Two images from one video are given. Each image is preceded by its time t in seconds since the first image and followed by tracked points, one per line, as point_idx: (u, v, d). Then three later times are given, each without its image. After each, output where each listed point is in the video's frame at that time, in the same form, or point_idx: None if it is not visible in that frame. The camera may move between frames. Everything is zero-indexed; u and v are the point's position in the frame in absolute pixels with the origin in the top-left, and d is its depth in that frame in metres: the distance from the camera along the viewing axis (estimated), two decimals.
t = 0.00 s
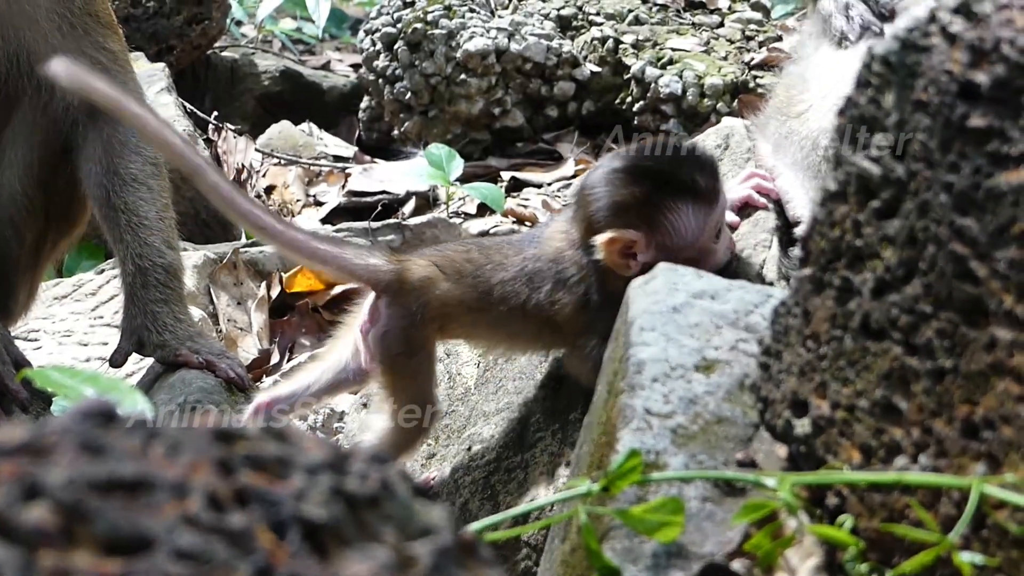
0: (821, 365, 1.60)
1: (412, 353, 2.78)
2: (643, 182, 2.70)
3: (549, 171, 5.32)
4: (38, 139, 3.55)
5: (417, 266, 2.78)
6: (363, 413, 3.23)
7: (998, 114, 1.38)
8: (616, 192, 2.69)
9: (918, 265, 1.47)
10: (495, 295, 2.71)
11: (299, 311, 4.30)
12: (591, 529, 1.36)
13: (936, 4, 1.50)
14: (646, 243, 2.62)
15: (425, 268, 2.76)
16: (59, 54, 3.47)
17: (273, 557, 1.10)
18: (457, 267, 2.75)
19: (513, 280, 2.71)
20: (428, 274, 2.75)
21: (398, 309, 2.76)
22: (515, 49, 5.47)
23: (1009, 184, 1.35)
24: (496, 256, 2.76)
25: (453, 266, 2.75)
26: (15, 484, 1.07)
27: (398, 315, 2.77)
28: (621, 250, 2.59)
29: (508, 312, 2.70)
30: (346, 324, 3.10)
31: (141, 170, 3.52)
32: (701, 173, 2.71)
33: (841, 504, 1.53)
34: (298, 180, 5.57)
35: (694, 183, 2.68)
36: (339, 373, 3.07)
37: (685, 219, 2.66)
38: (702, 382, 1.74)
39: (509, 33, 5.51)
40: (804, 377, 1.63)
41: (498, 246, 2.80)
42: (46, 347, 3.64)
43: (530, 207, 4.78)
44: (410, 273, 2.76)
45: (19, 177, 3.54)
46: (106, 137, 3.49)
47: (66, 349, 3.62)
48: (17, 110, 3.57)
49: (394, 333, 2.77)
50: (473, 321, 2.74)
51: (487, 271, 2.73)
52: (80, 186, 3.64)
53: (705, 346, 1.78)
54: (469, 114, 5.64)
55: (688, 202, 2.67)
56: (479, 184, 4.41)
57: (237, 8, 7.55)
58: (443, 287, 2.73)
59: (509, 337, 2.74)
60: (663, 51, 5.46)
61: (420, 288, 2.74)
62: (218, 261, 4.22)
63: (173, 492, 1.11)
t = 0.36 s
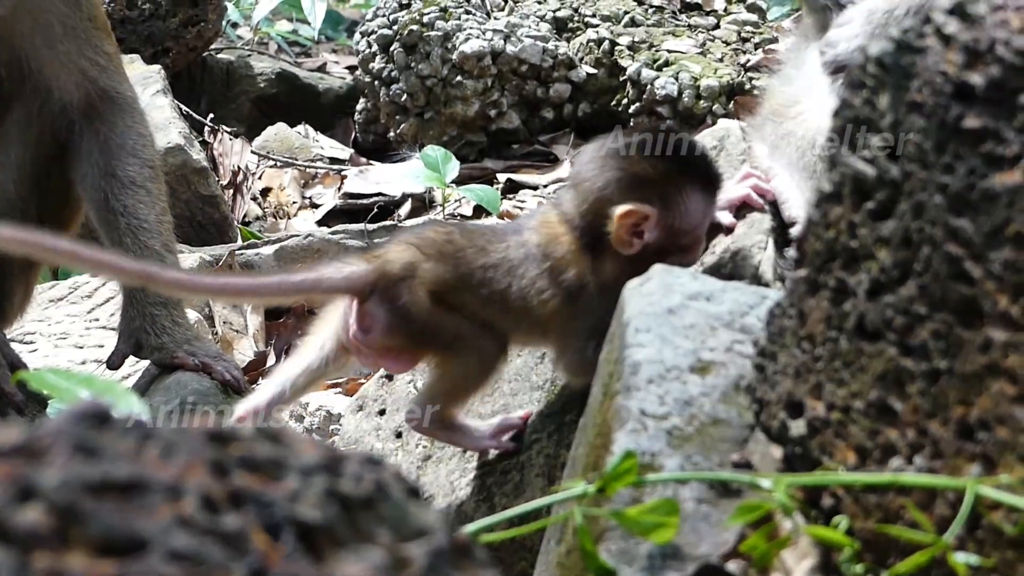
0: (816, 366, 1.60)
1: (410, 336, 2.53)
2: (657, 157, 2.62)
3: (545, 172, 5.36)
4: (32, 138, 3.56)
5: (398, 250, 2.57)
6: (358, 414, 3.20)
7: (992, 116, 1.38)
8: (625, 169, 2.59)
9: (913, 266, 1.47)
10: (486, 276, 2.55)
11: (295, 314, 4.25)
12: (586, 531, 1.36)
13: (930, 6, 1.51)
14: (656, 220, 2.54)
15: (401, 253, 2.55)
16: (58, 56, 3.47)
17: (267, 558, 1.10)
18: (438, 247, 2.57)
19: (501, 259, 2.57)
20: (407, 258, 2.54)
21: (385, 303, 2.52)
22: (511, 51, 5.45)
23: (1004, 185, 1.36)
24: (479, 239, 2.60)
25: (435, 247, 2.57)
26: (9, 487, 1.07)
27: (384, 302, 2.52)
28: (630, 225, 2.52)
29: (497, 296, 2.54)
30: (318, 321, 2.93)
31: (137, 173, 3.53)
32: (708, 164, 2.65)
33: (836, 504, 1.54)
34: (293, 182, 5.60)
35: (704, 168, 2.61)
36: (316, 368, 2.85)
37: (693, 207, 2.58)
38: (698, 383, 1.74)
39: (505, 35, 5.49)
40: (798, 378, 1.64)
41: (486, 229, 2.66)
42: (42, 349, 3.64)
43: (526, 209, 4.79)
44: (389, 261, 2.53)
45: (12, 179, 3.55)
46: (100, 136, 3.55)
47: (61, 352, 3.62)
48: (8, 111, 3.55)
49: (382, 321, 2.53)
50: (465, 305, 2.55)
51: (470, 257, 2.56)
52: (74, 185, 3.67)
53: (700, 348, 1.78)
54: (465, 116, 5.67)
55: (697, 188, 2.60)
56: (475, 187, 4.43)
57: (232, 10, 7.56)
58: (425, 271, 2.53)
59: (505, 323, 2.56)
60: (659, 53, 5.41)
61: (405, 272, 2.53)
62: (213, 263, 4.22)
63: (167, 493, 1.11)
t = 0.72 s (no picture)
0: (812, 367, 1.60)
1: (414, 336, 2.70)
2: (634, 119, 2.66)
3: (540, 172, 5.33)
4: (29, 142, 3.56)
5: (382, 263, 2.72)
6: (354, 416, 3.22)
7: (987, 117, 1.39)
8: (618, 136, 2.64)
9: (908, 267, 1.47)
10: (475, 260, 2.65)
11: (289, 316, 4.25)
12: (581, 533, 1.36)
13: (924, 6, 1.52)
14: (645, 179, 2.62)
15: (386, 266, 2.70)
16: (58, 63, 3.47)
17: (263, 560, 1.10)
18: (422, 246, 2.68)
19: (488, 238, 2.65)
20: (391, 267, 2.69)
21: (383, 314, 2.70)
22: (506, 53, 5.41)
23: (998, 186, 1.36)
24: (461, 224, 2.69)
25: (418, 249, 2.68)
26: (5, 488, 1.07)
27: (385, 316, 2.70)
28: (622, 189, 2.61)
29: (488, 271, 2.64)
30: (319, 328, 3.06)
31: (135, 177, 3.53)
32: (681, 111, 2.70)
33: (831, 506, 1.54)
34: (289, 183, 5.61)
35: (683, 119, 2.68)
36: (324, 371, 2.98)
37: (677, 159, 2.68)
38: (693, 385, 1.74)
39: (501, 37, 5.46)
40: (794, 379, 1.63)
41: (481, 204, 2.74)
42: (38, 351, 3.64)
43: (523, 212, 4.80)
44: (374, 275, 2.69)
45: (10, 181, 3.54)
46: (99, 141, 3.55)
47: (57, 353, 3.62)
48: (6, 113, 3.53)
49: (389, 329, 2.71)
50: (465, 293, 2.68)
51: (458, 243, 2.65)
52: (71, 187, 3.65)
53: (696, 349, 1.78)
54: (460, 118, 5.65)
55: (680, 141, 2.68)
56: (469, 188, 4.44)
57: (228, 13, 7.57)
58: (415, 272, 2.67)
59: (501, 294, 2.67)
60: (654, 55, 5.39)
61: (391, 284, 2.68)
62: (208, 265, 4.24)
63: (163, 496, 1.11)
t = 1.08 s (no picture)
0: (807, 373, 1.61)
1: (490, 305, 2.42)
2: (742, 72, 2.66)
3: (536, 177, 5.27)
4: (25, 144, 3.54)
5: (461, 214, 2.50)
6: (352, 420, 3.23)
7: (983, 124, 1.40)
8: (685, 137, 2.69)
9: (902, 274, 1.48)
10: (557, 219, 2.54)
11: (285, 318, 4.34)
12: (577, 539, 1.36)
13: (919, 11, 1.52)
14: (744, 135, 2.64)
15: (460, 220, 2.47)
16: (56, 62, 3.47)
17: (259, 566, 1.09)
18: (507, 204, 2.51)
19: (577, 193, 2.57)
20: (477, 223, 2.47)
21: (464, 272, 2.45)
22: (501, 55, 5.40)
23: (995, 193, 1.37)
24: (550, 177, 2.58)
25: (508, 204, 2.51)
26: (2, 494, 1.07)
27: (463, 270, 2.45)
28: (721, 141, 2.63)
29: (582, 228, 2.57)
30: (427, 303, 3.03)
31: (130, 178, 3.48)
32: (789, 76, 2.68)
33: (827, 512, 1.54)
34: (283, 185, 5.56)
35: (787, 84, 2.66)
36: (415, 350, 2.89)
37: (779, 126, 2.67)
38: (689, 391, 1.74)
39: (496, 40, 5.46)
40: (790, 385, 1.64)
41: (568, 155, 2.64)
42: (32, 353, 3.62)
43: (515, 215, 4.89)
44: (459, 228, 2.46)
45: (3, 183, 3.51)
46: (94, 143, 3.54)
47: (50, 356, 3.60)
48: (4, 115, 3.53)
49: (461, 287, 2.46)
50: (546, 255, 2.54)
51: (554, 194, 2.55)
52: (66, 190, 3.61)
53: (692, 354, 1.79)
54: (455, 120, 5.61)
55: (782, 105, 2.67)
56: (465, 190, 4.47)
57: (222, 14, 7.51)
58: (502, 230, 2.47)
59: (585, 251, 2.60)
60: (649, 58, 5.45)
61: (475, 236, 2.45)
62: (203, 266, 4.26)
63: (159, 501, 1.10)
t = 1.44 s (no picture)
0: (733, 419, 1.62)
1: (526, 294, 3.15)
2: (764, 62, 2.90)
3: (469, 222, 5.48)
4: None
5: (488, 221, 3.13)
6: (279, 465, 3.45)
7: (906, 170, 1.44)
8: (685, 139, 3.01)
9: (827, 319, 1.49)
10: (573, 198, 3.08)
11: (215, 362, 4.34)
12: None
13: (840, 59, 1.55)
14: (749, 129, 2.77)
15: (489, 233, 3.11)
16: None
17: None
18: (529, 194, 3.10)
19: (588, 173, 3.06)
20: (514, 217, 3.10)
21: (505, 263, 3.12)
22: (433, 100, 5.44)
23: (917, 239, 1.40)
24: (559, 160, 3.10)
25: (526, 201, 3.10)
26: None
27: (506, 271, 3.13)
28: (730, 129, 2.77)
29: (599, 200, 3.08)
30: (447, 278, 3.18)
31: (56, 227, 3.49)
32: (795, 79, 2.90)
33: (753, 556, 1.55)
34: (214, 231, 5.63)
35: (789, 71, 2.90)
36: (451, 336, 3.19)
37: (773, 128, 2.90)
38: (615, 436, 1.78)
39: (427, 84, 5.48)
40: (715, 431, 1.64)
41: (575, 130, 3.13)
42: None
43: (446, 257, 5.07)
44: (494, 227, 3.11)
45: None
46: (23, 189, 3.50)
47: None
48: None
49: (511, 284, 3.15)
50: (573, 229, 3.12)
51: (573, 171, 3.07)
52: None
53: (618, 400, 1.83)
54: (387, 165, 5.61)
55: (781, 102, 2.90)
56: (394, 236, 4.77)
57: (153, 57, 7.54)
58: (529, 218, 3.09)
59: (601, 219, 3.11)
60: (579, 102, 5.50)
61: (508, 243, 3.10)
62: (134, 312, 4.20)
63: (85, 551, 1.08)
